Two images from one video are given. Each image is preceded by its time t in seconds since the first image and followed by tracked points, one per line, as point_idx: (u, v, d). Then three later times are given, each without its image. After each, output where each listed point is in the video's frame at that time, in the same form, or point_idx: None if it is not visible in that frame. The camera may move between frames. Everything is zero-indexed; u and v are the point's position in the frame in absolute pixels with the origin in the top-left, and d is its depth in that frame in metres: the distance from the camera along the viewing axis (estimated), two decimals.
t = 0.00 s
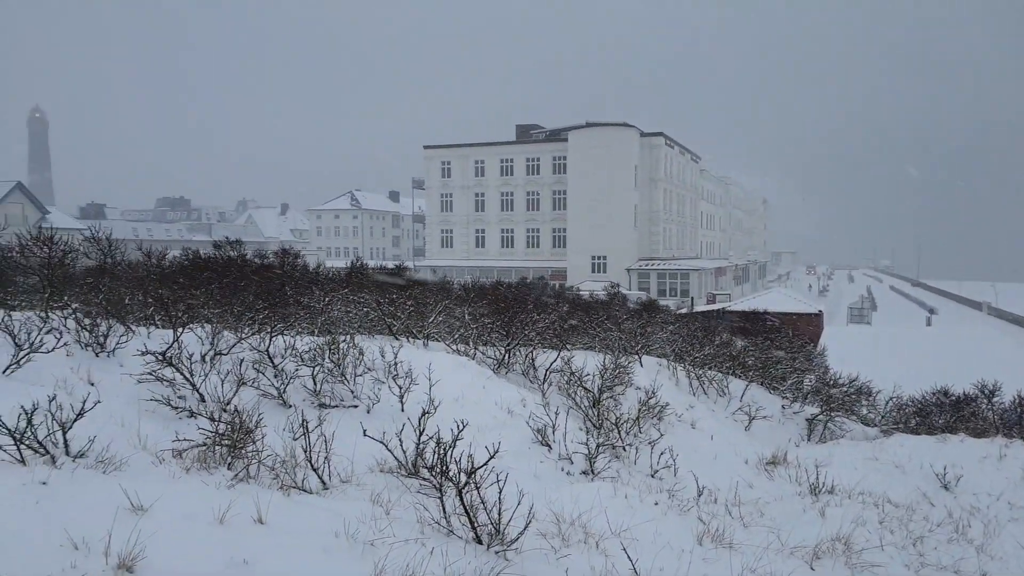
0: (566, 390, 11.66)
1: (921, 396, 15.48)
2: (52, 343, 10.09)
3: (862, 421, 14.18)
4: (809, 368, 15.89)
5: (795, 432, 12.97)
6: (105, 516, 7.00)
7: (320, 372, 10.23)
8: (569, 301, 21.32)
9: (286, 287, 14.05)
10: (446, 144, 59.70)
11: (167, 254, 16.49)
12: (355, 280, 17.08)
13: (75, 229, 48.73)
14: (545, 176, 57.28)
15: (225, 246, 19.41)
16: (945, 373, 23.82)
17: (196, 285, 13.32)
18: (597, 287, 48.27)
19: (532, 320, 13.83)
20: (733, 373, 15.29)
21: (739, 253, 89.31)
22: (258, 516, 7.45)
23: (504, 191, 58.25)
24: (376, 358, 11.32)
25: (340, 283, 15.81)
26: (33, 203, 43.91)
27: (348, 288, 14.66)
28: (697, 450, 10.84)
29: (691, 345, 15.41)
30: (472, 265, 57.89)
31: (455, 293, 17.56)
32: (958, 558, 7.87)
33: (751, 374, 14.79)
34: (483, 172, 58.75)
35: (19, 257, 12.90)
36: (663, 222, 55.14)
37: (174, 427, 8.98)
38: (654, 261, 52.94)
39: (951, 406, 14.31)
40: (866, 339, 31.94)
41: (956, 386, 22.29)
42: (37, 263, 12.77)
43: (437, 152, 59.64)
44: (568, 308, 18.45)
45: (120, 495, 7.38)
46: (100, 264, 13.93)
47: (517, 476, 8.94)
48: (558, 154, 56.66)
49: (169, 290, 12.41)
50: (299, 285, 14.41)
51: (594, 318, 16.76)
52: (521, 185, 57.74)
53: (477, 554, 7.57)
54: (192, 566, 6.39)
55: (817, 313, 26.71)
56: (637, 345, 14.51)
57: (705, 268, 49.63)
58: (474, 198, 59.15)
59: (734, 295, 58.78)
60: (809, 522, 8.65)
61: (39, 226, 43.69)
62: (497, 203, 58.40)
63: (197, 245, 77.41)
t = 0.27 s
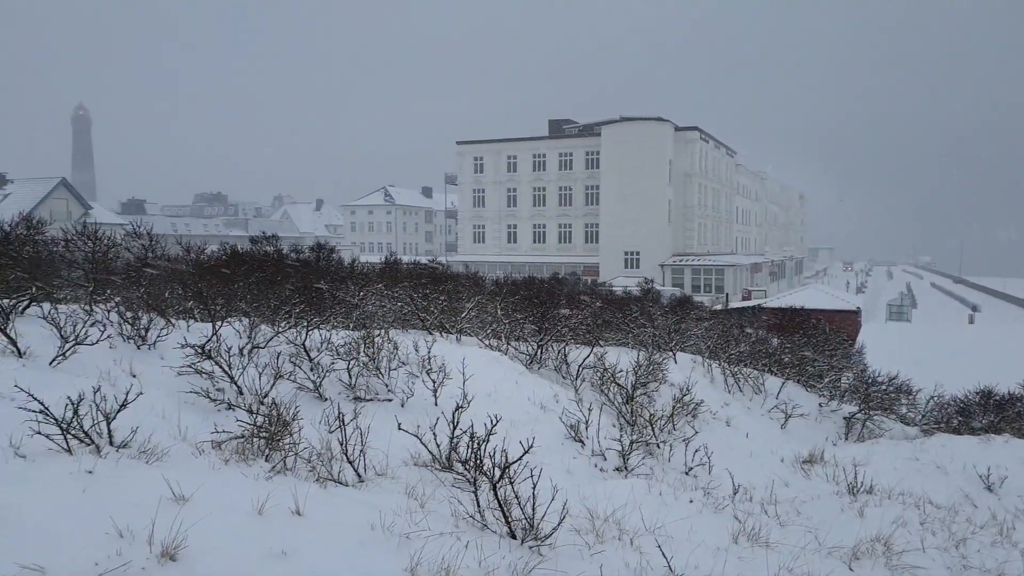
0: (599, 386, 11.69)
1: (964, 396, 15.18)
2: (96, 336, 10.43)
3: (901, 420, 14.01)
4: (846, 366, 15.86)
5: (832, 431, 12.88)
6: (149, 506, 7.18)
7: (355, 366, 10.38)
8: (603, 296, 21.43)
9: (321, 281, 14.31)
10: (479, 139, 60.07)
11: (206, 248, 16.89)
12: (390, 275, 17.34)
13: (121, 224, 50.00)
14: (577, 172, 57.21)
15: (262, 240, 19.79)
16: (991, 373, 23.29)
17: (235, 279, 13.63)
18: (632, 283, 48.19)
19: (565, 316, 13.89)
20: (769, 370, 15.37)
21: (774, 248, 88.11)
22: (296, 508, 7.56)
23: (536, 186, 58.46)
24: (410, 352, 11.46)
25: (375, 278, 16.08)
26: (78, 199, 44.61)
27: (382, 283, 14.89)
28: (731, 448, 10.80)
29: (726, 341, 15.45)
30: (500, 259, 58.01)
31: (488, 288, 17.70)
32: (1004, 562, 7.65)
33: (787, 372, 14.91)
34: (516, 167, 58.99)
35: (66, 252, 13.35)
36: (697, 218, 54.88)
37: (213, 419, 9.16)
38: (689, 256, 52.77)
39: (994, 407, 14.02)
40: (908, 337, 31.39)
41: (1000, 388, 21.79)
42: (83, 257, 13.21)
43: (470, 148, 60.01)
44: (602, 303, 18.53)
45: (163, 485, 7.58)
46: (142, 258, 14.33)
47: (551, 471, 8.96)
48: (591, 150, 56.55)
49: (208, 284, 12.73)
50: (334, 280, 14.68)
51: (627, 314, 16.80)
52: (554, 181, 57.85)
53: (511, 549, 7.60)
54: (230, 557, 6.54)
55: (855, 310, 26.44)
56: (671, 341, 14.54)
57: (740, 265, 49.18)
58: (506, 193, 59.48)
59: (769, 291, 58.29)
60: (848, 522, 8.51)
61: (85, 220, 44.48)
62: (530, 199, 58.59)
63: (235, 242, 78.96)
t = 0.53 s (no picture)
0: (629, 384, 11.73)
1: (1004, 394, 14.91)
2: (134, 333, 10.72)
3: (938, 419, 13.88)
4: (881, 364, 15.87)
5: (866, 430, 12.79)
6: (187, 499, 7.36)
7: (387, 363, 10.51)
8: (634, 293, 21.54)
9: (352, 279, 14.52)
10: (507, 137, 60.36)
11: (239, 246, 17.20)
12: (421, 272, 17.58)
13: (156, 222, 51.02)
14: (607, 168, 57.05)
15: (295, 238, 20.15)
16: None
17: (268, 276, 13.88)
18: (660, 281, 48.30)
19: (595, 313, 13.94)
20: (803, 368, 15.46)
21: (807, 244, 86.96)
22: (330, 503, 7.66)
23: (565, 183, 58.50)
24: (441, 349, 11.60)
25: (406, 276, 16.30)
26: (114, 199, 45.29)
27: (412, 280, 15.09)
28: (763, 447, 10.77)
29: (758, 339, 15.52)
30: (531, 258, 58.94)
31: (518, 285, 17.81)
32: None
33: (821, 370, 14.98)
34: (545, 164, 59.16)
35: (104, 250, 13.72)
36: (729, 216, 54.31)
37: (247, 415, 9.31)
38: (721, 253, 52.70)
39: None
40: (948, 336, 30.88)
41: None
42: (120, 256, 13.57)
43: (499, 145, 60.50)
44: (632, 300, 18.63)
45: (200, 479, 7.71)
46: (177, 255, 14.65)
47: (582, 468, 8.98)
48: (620, 146, 56.39)
49: (241, 282, 13.00)
50: (366, 277, 14.90)
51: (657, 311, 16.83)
52: (583, 178, 57.84)
53: (542, 546, 7.63)
54: (266, 551, 6.70)
55: (890, 308, 26.21)
56: (702, 339, 14.58)
57: (774, 260, 49.54)
58: (535, 191, 59.75)
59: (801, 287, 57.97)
60: (882, 523, 8.40)
61: (122, 219, 45.36)
62: (559, 196, 58.75)
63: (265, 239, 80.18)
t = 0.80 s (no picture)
0: (656, 383, 11.74)
1: None
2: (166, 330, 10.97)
3: (972, 421, 13.69)
4: (914, 365, 15.84)
5: (898, 431, 12.66)
6: (220, 493, 7.51)
7: (415, 360, 10.63)
8: (661, 291, 21.61)
9: (380, 277, 14.72)
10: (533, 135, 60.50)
11: (269, 243, 17.47)
12: (448, 270, 17.77)
13: (187, 220, 51.90)
14: (634, 166, 56.81)
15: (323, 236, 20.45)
16: None
17: (297, 274, 14.08)
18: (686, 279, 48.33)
19: (622, 311, 13.95)
20: (833, 368, 15.53)
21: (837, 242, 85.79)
22: (359, 498, 7.75)
23: (591, 181, 58.41)
24: (467, 347, 11.70)
25: (433, 273, 16.49)
26: (146, 198, 46.22)
27: (440, 279, 15.26)
28: (792, 447, 10.72)
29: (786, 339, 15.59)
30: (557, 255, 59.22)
31: (545, 283, 17.87)
32: None
33: (852, 370, 15.04)
34: (571, 162, 59.16)
35: (137, 248, 14.03)
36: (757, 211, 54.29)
37: (278, 410, 9.45)
38: (750, 251, 52.58)
39: None
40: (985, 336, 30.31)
41: None
42: (153, 254, 13.87)
43: (525, 143, 60.75)
44: (660, 298, 18.71)
45: (233, 473, 7.84)
46: (208, 253, 14.92)
47: (610, 467, 9.00)
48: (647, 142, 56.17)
49: (270, 280, 13.22)
50: (393, 275, 15.10)
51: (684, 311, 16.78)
52: (610, 175, 57.64)
53: (570, 544, 7.64)
54: (296, 544, 6.82)
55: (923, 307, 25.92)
56: (730, 339, 14.54)
57: (802, 257, 49.40)
58: (561, 188, 59.81)
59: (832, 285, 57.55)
60: (915, 525, 8.27)
61: (153, 217, 46.13)
62: (586, 193, 58.71)
63: (291, 237, 81.17)
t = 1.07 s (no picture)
0: (683, 382, 11.74)
1: None
2: (198, 326, 11.19)
3: (1007, 423, 13.46)
4: (947, 366, 15.73)
5: (930, 433, 12.49)
6: (251, 487, 7.63)
7: (442, 357, 10.74)
8: (688, 290, 21.66)
9: (408, 275, 14.90)
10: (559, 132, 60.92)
11: (298, 240, 17.74)
12: (475, 267, 17.94)
13: (217, 217, 52.89)
14: (660, 163, 56.98)
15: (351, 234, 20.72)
16: None
17: (326, 271, 14.27)
18: (712, 279, 48.46)
19: (649, 310, 13.96)
20: (863, 368, 15.56)
21: (866, 241, 84.73)
22: (388, 494, 7.82)
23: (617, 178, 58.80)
24: (494, 345, 11.85)
25: (460, 271, 16.67)
26: (178, 195, 47.22)
27: (467, 277, 15.42)
28: (821, 448, 10.65)
29: (815, 339, 15.60)
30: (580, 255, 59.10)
31: (572, 281, 17.94)
32: None
33: (882, 370, 15.08)
34: (597, 159, 59.54)
35: (169, 245, 14.32)
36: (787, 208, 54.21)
37: (307, 406, 9.56)
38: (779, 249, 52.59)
39: None
40: None
41: None
42: (185, 250, 14.15)
43: (549, 142, 61.21)
44: (688, 297, 18.78)
45: (263, 468, 7.95)
46: (239, 249, 15.18)
47: (636, 466, 9.00)
48: (674, 140, 56.28)
49: (300, 277, 13.45)
50: (420, 273, 15.29)
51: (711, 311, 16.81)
52: (635, 173, 57.95)
53: (596, 542, 7.64)
54: (325, 539, 6.90)
55: (958, 308, 25.58)
56: (758, 338, 14.50)
57: (831, 255, 49.51)
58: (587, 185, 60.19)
59: (861, 284, 57.13)
60: (947, 528, 8.13)
61: (183, 214, 47.01)
62: (610, 191, 59.08)
63: (316, 234, 82.17)
